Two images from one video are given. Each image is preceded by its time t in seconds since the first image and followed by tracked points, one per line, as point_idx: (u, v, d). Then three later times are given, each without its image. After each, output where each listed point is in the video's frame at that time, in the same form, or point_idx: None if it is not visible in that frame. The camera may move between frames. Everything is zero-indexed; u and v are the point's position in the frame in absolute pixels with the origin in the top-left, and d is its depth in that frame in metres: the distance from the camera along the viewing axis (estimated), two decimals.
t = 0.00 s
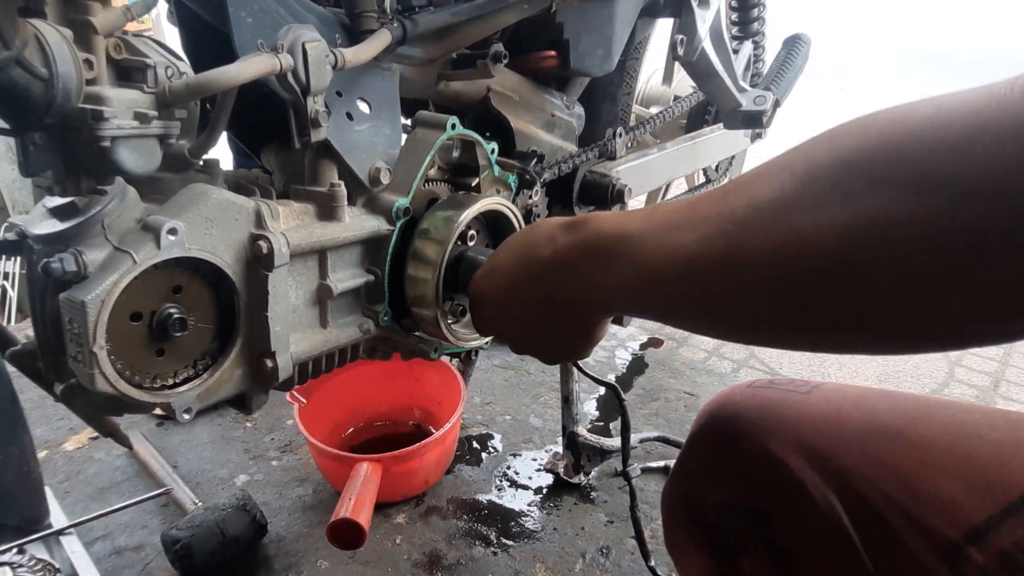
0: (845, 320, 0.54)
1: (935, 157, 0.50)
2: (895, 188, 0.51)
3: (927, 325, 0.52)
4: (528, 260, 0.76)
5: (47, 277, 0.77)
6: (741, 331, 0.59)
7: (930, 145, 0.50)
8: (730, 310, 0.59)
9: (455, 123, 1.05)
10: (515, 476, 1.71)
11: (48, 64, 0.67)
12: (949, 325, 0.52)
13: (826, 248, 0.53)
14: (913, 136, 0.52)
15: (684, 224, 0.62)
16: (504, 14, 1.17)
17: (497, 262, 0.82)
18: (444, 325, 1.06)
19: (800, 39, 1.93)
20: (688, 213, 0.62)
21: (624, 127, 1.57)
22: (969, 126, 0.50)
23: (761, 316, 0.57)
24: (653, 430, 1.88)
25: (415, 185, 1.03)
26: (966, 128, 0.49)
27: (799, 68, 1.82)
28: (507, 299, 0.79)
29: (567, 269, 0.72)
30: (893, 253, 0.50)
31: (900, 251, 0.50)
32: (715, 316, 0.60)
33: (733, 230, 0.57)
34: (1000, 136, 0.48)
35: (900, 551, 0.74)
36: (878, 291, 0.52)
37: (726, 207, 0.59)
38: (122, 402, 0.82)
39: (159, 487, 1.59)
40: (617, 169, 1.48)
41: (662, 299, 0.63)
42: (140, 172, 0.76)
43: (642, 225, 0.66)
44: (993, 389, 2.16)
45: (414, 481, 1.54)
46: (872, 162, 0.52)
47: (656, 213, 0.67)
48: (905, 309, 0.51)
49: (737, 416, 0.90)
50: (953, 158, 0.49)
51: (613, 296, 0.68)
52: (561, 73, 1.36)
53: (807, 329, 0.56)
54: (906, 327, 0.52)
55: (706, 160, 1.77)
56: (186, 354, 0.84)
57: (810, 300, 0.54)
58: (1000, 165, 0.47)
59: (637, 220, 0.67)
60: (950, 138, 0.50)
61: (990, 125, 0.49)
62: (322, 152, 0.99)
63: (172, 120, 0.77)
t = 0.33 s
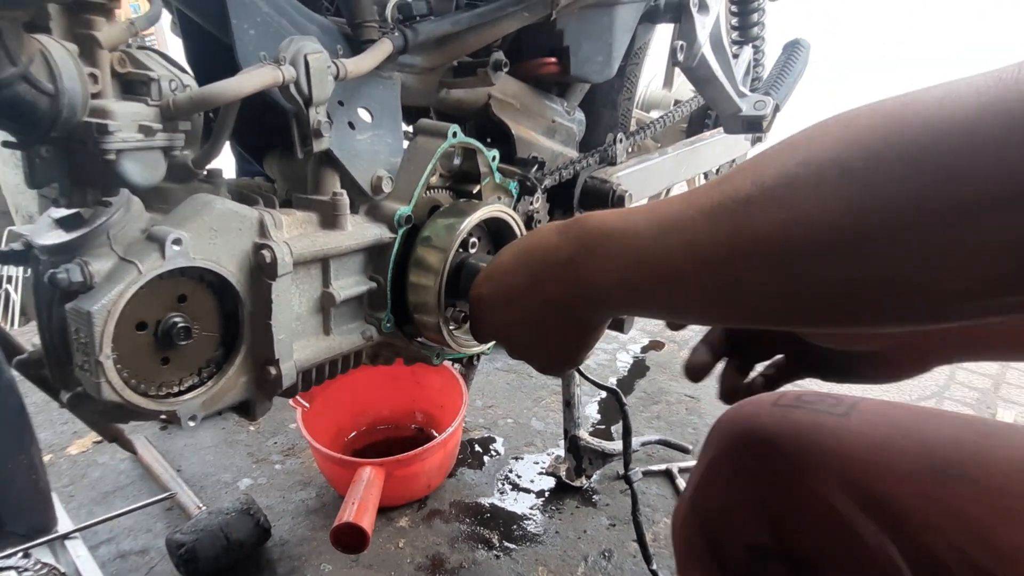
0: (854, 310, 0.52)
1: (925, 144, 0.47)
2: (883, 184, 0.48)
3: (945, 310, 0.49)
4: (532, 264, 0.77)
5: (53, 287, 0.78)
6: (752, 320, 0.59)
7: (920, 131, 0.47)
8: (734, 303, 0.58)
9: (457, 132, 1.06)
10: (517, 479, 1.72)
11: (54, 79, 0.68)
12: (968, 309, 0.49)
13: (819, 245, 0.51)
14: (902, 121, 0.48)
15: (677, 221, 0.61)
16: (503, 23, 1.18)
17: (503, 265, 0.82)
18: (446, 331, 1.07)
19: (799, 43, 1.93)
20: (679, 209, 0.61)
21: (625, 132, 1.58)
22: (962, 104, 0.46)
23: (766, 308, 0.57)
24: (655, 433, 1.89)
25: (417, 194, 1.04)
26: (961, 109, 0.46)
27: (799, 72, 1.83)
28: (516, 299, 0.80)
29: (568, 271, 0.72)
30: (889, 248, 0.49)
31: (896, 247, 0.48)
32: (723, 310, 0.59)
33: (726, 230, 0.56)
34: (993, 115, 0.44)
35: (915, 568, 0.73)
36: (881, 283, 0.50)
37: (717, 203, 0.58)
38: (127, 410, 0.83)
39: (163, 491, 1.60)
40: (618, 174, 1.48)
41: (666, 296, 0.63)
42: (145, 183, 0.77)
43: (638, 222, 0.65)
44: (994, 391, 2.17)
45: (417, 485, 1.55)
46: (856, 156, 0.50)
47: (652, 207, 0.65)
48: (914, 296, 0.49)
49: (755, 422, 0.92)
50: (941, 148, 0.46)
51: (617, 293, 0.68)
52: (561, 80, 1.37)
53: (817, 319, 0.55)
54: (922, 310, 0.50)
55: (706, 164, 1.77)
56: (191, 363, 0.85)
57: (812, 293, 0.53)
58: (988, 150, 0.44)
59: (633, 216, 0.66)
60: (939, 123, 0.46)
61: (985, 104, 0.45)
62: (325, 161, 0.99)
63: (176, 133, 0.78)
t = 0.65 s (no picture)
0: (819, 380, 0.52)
1: (936, 242, 0.45)
2: (885, 265, 0.47)
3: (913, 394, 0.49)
4: (521, 283, 0.76)
5: (53, 287, 0.78)
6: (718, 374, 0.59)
7: (935, 225, 0.46)
8: (702, 355, 0.58)
9: (458, 131, 1.06)
10: (518, 479, 1.71)
11: (54, 78, 0.68)
12: (949, 396, 0.48)
13: (802, 313, 0.50)
14: (920, 211, 0.47)
15: (671, 264, 0.60)
16: (505, 21, 1.17)
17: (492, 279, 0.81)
18: (447, 331, 1.06)
19: (801, 42, 1.93)
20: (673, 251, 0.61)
21: (626, 131, 1.57)
22: (984, 209, 0.45)
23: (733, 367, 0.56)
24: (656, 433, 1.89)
25: (418, 193, 1.03)
26: (981, 216, 0.44)
27: (800, 71, 1.82)
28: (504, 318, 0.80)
29: (557, 297, 0.72)
30: (873, 330, 0.48)
31: (881, 330, 0.47)
32: (692, 359, 0.59)
33: (716, 278, 0.55)
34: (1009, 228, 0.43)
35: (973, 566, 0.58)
36: (855, 362, 0.49)
37: (714, 253, 0.57)
38: (128, 411, 0.83)
39: (163, 492, 1.60)
40: (620, 173, 1.48)
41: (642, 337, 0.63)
42: (146, 183, 0.77)
43: (633, 258, 0.64)
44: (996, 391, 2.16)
45: (418, 485, 1.55)
46: (865, 232, 0.48)
47: (649, 245, 0.64)
48: (884, 380, 0.49)
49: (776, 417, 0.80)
50: (950, 250, 0.45)
51: (599, 327, 0.68)
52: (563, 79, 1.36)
53: (779, 381, 0.54)
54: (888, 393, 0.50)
55: (707, 163, 1.77)
56: (191, 363, 0.85)
57: (782, 357, 0.53)
58: (997, 262, 0.43)
59: (629, 251, 0.66)
60: (954, 224, 0.45)
61: (1005, 215, 0.44)
62: (326, 161, 0.99)
63: (177, 132, 0.78)
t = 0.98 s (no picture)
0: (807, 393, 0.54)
1: (941, 273, 0.47)
2: (890, 288, 0.48)
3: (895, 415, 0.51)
4: (527, 279, 0.77)
5: (69, 278, 0.79)
6: (710, 380, 0.60)
7: (942, 256, 0.47)
8: (698, 362, 0.59)
9: (466, 125, 1.07)
10: (523, 475, 1.72)
11: (72, 70, 0.69)
12: (942, 418, 0.49)
13: (803, 327, 0.52)
14: (930, 239, 0.48)
15: (678, 271, 0.61)
16: (512, 18, 1.18)
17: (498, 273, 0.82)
18: (456, 325, 1.07)
19: (805, 39, 1.94)
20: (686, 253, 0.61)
21: (631, 128, 1.58)
22: (994, 246, 0.46)
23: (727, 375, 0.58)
24: (661, 429, 1.90)
25: (426, 187, 1.04)
26: (988, 252, 0.46)
27: (804, 69, 1.83)
28: (508, 314, 0.81)
29: (561, 298, 0.73)
30: (869, 349, 0.49)
31: (876, 351, 0.49)
32: (687, 364, 0.61)
33: (720, 287, 0.57)
34: (1014, 266, 0.44)
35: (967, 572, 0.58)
36: (846, 379, 0.51)
37: (722, 264, 0.58)
38: (142, 401, 0.84)
39: (171, 488, 1.61)
40: (625, 170, 1.49)
41: (641, 342, 0.64)
42: (159, 174, 0.78)
43: (640, 262, 0.65)
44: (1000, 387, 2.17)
45: (424, 480, 1.55)
46: (873, 255, 0.49)
47: (658, 250, 0.65)
48: (871, 399, 0.51)
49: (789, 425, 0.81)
50: (955, 283, 0.46)
51: (601, 329, 0.69)
52: (568, 75, 1.37)
53: (768, 390, 0.56)
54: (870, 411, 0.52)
55: (711, 160, 1.78)
56: (203, 354, 0.86)
57: (776, 369, 0.54)
58: (999, 301, 0.44)
59: (637, 256, 0.66)
60: (962, 257, 0.46)
61: (1012, 254, 0.45)
62: (335, 155, 1.00)
63: (191, 125, 0.79)
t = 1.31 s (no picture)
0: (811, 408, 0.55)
1: (951, 301, 0.47)
2: (899, 312, 0.49)
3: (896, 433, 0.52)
4: (532, 288, 0.77)
5: (72, 294, 0.79)
6: (714, 392, 0.61)
7: (949, 284, 0.48)
8: (702, 374, 0.60)
9: (465, 138, 1.07)
10: (523, 482, 1.72)
11: (75, 91, 0.70)
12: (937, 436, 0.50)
13: (811, 346, 0.52)
14: (939, 267, 0.49)
15: (685, 285, 0.61)
16: (512, 30, 1.19)
17: (503, 281, 0.83)
18: (456, 336, 1.08)
19: (803, 47, 1.94)
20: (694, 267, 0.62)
21: (630, 136, 1.59)
22: (1003, 278, 0.46)
23: (732, 388, 0.59)
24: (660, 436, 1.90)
25: (426, 200, 1.04)
26: (995, 283, 0.46)
27: (803, 77, 1.84)
28: (512, 320, 0.82)
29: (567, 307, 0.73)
30: (877, 371, 0.50)
31: (884, 374, 0.49)
32: (691, 375, 0.62)
33: (727, 304, 0.57)
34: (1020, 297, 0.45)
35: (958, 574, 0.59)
36: (851, 398, 0.52)
37: (731, 280, 0.58)
38: (144, 416, 0.84)
39: (172, 495, 1.61)
40: (624, 179, 1.49)
41: (647, 353, 0.65)
42: (162, 192, 0.78)
43: (648, 275, 0.66)
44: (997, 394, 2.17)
45: (424, 488, 1.56)
46: (882, 280, 0.50)
47: (665, 264, 0.66)
48: (874, 419, 0.52)
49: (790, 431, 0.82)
50: (964, 313, 0.47)
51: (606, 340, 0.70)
52: (568, 85, 1.38)
53: (769, 402, 0.57)
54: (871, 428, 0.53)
55: (710, 168, 1.78)
56: (205, 369, 0.86)
57: (781, 385, 0.55)
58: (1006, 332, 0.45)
59: (644, 268, 0.67)
60: (972, 285, 0.47)
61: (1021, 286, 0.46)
62: (336, 169, 1.01)
63: (193, 142, 0.79)
